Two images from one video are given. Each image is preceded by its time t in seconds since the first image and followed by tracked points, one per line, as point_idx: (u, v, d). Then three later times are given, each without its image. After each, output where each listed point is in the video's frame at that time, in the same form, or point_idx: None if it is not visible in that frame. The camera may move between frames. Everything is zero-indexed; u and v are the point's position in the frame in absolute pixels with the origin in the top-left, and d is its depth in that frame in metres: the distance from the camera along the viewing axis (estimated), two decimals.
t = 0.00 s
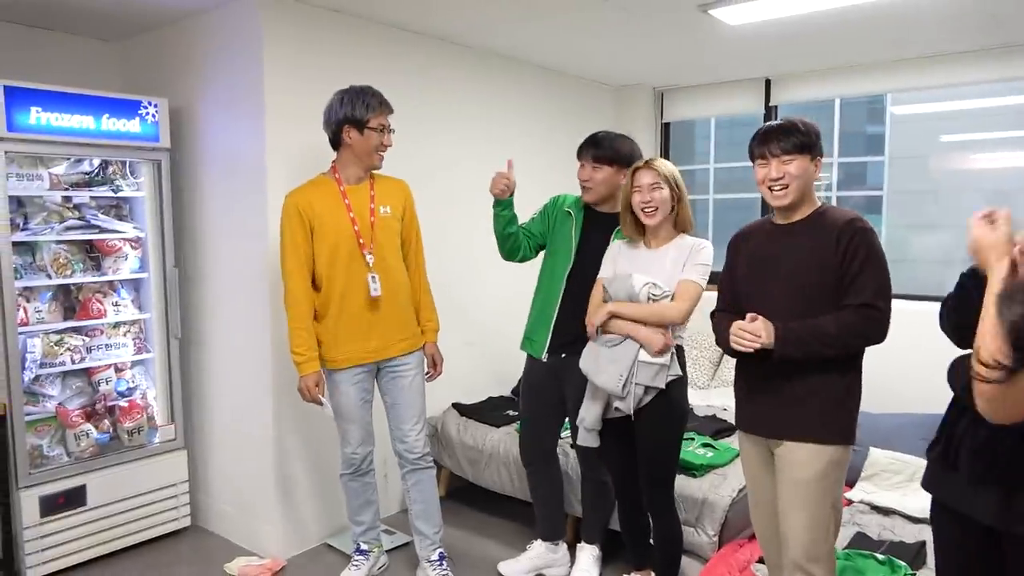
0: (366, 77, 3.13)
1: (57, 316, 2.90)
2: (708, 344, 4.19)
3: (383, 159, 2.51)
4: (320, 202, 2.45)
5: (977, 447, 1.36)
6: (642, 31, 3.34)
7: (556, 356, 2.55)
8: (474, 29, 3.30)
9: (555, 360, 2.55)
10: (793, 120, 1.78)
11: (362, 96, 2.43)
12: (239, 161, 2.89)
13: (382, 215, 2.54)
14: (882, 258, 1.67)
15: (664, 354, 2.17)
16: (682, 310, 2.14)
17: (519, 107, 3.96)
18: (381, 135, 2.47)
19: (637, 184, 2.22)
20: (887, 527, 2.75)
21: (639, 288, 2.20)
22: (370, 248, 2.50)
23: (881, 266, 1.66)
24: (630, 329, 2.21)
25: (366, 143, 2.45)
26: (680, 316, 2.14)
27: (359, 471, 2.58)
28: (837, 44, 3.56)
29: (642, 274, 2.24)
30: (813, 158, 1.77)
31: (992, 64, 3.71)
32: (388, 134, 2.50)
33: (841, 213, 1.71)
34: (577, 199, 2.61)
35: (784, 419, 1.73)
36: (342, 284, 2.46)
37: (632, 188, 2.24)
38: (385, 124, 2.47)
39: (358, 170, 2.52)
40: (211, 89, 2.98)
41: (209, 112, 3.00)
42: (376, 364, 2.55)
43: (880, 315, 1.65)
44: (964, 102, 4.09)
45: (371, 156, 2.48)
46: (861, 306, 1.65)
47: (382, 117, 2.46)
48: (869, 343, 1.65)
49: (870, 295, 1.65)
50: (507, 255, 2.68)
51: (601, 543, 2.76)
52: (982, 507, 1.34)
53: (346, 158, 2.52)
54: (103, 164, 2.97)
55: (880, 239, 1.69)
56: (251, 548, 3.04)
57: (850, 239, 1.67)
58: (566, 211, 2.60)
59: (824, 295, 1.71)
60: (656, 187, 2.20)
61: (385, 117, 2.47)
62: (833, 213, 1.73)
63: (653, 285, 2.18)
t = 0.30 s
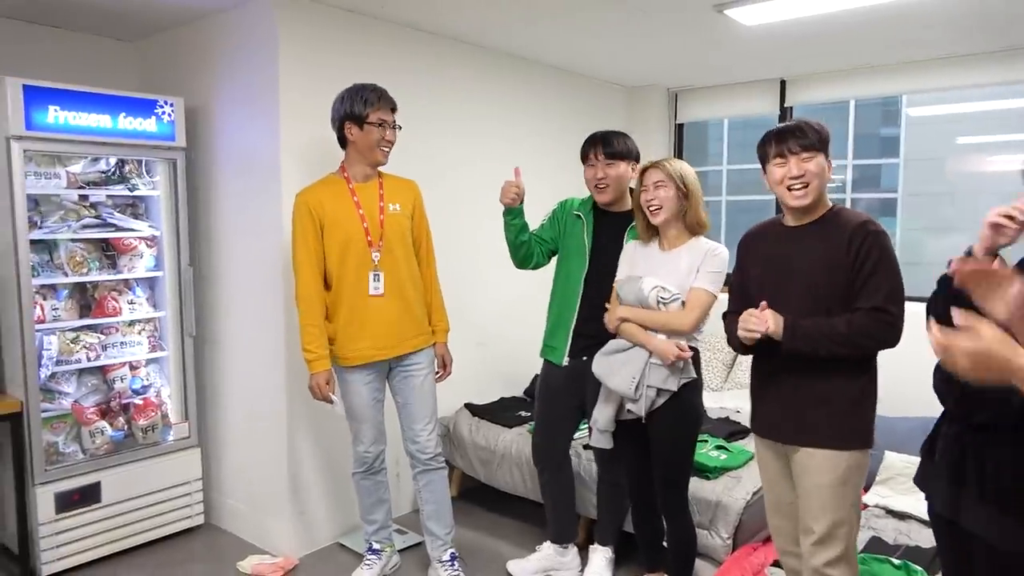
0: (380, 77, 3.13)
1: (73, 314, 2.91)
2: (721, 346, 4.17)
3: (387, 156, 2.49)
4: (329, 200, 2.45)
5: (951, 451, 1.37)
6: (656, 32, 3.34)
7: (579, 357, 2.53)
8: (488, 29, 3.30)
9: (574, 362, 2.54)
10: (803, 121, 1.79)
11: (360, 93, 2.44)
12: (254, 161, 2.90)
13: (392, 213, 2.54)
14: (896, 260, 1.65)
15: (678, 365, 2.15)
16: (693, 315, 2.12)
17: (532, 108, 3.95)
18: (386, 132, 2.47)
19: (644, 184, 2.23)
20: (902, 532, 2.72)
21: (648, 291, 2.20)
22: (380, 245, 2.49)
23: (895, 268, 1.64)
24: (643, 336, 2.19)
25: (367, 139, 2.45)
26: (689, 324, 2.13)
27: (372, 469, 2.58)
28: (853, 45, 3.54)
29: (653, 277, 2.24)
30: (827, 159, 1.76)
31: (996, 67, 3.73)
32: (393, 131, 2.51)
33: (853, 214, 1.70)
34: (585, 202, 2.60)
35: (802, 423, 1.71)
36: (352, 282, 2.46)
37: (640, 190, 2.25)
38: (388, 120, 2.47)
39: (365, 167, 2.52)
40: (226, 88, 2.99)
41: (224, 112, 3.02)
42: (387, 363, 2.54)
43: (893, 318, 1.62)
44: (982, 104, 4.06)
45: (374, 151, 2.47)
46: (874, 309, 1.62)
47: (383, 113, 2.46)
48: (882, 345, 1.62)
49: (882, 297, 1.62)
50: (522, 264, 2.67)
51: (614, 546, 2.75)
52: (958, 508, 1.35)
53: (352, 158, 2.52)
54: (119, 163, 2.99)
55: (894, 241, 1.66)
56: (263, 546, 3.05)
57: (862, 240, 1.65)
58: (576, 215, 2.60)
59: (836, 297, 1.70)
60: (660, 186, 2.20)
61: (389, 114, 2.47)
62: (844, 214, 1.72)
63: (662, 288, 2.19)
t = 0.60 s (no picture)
0: (391, 79, 3.13)
1: (88, 316, 2.93)
2: (733, 346, 4.16)
3: (394, 157, 2.49)
4: (338, 202, 2.46)
5: (952, 447, 1.41)
6: (667, 32, 3.33)
7: (590, 360, 2.53)
8: (499, 30, 3.30)
9: (588, 364, 2.54)
10: (814, 115, 1.77)
11: (366, 95, 2.45)
12: (266, 163, 2.92)
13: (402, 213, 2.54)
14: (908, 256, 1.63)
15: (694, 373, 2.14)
16: (707, 317, 2.12)
17: (542, 108, 3.95)
18: (393, 132, 2.47)
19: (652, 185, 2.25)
20: (918, 532, 2.70)
21: (660, 295, 2.19)
22: (390, 244, 2.49)
23: (907, 263, 1.62)
24: (657, 345, 2.20)
25: (374, 140, 2.45)
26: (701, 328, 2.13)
27: (385, 468, 2.59)
28: (864, 42, 3.52)
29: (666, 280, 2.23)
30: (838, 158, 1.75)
31: (996, 65, 3.72)
32: (401, 131, 2.51)
33: (863, 210, 1.68)
34: (590, 202, 2.60)
35: (821, 425, 1.71)
36: (363, 281, 2.47)
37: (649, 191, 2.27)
38: (396, 121, 2.47)
39: (374, 168, 2.52)
40: (239, 91, 3.00)
41: (236, 115, 3.03)
42: (401, 363, 2.55)
43: (908, 316, 1.59)
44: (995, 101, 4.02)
45: (382, 152, 2.47)
46: (886, 308, 1.60)
47: (389, 114, 2.46)
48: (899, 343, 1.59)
49: (896, 294, 1.60)
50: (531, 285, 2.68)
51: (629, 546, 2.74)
52: (960, 505, 1.38)
53: (361, 159, 2.53)
54: (133, 166, 3.01)
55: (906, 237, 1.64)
56: (277, 547, 3.06)
57: (870, 237, 1.64)
58: (580, 216, 2.59)
59: (848, 295, 1.68)
60: (664, 187, 2.21)
61: (396, 115, 2.47)
62: (855, 210, 1.70)
63: (675, 291, 2.17)
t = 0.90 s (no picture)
0: (400, 79, 3.14)
1: (100, 317, 2.95)
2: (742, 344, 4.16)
3: (404, 157, 2.49)
4: (350, 201, 2.47)
5: (950, 439, 1.42)
6: (675, 30, 3.32)
7: (598, 361, 2.53)
8: (507, 30, 3.30)
9: (596, 366, 2.54)
10: (862, 107, 1.66)
11: (374, 95, 2.45)
12: (276, 164, 2.92)
13: (414, 212, 2.54)
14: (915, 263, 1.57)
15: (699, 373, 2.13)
16: (715, 311, 2.12)
17: (550, 108, 3.95)
18: (403, 133, 2.47)
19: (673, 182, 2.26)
20: (930, 530, 2.69)
21: (668, 294, 2.20)
22: (402, 242, 2.50)
23: (913, 271, 1.57)
24: (664, 346, 2.20)
25: (383, 140, 2.46)
26: (707, 325, 2.13)
27: (398, 466, 2.60)
28: (873, 40, 3.51)
29: (675, 279, 2.24)
30: (872, 154, 1.66)
31: (995, 63, 3.73)
32: (411, 132, 2.51)
33: (882, 212, 1.63)
34: (580, 201, 2.60)
35: (822, 433, 1.68)
36: (375, 280, 2.47)
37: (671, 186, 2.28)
38: (405, 121, 2.48)
39: (385, 168, 2.52)
40: (249, 91, 3.01)
41: (246, 115, 3.04)
42: (414, 361, 2.55)
43: (902, 327, 1.55)
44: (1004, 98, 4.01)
45: (391, 152, 2.47)
46: (880, 315, 1.57)
47: (398, 114, 2.46)
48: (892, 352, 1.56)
49: (891, 301, 1.56)
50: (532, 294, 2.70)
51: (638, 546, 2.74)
52: (953, 495, 1.39)
53: (370, 159, 2.54)
54: (144, 167, 3.03)
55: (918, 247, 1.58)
56: (288, 546, 3.06)
57: (879, 240, 1.60)
58: (573, 215, 2.59)
59: (852, 297, 1.65)
60: (683, 187, 2.21)
61: (405, 115, 2.48)
62: (874, 211, 1.65)
63: (683, 291, 2.18)
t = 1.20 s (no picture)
0: (387, 79, 3.14)
1: (82, 316, 2.92)
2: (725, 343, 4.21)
3: (390, 157, 2.49)
4: (338, 201, 2.47)
5: (921, 434, 1.45)
6: (660, 32, 3.35)
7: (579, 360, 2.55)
8: (493, 30, 3.31)
9: (576, 365, 2.55)
10: (856, 108, 1.61)
11: (360, 95, 2.46)
12: (261, 162, 2.91)
13: (402, 211, 2.55)
14: (890, 278, 1.51)
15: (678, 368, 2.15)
16: (699, 311, 2.13)
17: (535, 109, 3.96)
18: (390, 132, 2.47)
19: (677, 178, 2.25)
20: (908, 526, 2.73)
21: (652, 291, 2.26)
22: (389, 241, 2.50)
23: (885, 287, 1.51)
24: (645, 341, 2.24)
25: (370, 139, 2.46)
26: (692, 322, 2.13)
27: (384, 465, 2.60)
28: (855, 43, 3.56)
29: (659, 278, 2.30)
30: (862, 157, 1.60)
31: (977, 66, 3.79)
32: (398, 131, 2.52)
33: (870, 221, 1.56)
34: (542, 202, 2.62)
35: (793, 438, 1.65)
36: (362, 279, 2.47)
37: (672, 183, 2.27)
38: (392, 121, 2.48)
39: (372, 168, 2.52)
40: (233, 90, 2.99)
41: (231, 114, 3.02)
42: (401, 360, 2.55)
43: (859, 344, 1.50)
44: (981, 101, 4.08)
45: (377, 152, 2.47)
46: (841, 329, 1.53)
47: (384, 113, 2.47)
48: (853, 367, 1.52)
49: (852, 313, 1.52)
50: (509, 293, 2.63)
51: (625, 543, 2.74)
52: (925, 490, 1.42)
53: (357, 159, 2.54)
54: (127, 165, 3.01)
55: (893, 262, 1.52)
56: (272, 547, 3.05)
57: (856, 250, 1.54)
58: (537, 216, 2.60)
59: (827, 306, 1.61)
60: (691, 184, 2.21)
61: (391, 115, 2.48)
62: (865, 217, 1.58)
63: (664, 287, 2.24)
